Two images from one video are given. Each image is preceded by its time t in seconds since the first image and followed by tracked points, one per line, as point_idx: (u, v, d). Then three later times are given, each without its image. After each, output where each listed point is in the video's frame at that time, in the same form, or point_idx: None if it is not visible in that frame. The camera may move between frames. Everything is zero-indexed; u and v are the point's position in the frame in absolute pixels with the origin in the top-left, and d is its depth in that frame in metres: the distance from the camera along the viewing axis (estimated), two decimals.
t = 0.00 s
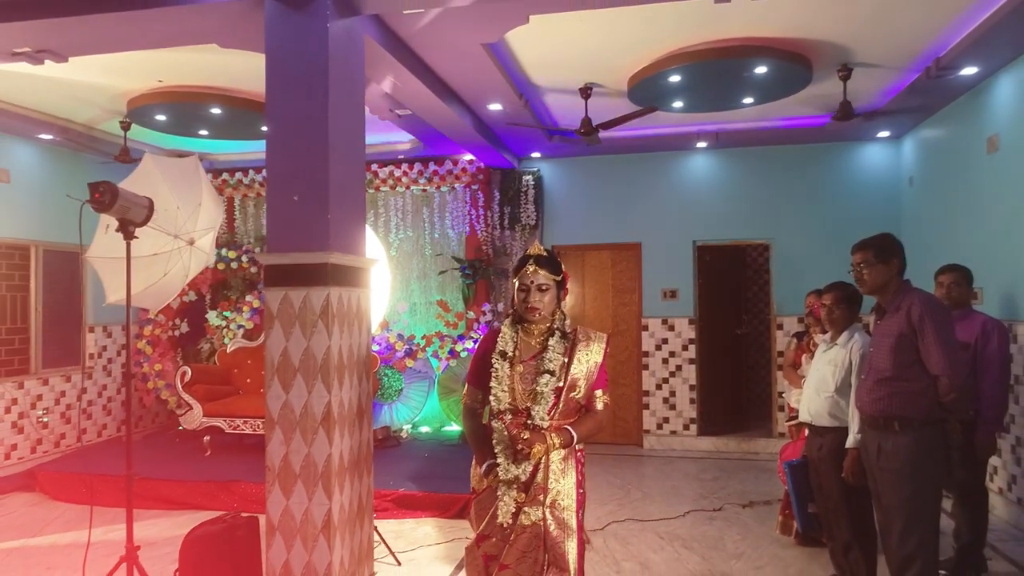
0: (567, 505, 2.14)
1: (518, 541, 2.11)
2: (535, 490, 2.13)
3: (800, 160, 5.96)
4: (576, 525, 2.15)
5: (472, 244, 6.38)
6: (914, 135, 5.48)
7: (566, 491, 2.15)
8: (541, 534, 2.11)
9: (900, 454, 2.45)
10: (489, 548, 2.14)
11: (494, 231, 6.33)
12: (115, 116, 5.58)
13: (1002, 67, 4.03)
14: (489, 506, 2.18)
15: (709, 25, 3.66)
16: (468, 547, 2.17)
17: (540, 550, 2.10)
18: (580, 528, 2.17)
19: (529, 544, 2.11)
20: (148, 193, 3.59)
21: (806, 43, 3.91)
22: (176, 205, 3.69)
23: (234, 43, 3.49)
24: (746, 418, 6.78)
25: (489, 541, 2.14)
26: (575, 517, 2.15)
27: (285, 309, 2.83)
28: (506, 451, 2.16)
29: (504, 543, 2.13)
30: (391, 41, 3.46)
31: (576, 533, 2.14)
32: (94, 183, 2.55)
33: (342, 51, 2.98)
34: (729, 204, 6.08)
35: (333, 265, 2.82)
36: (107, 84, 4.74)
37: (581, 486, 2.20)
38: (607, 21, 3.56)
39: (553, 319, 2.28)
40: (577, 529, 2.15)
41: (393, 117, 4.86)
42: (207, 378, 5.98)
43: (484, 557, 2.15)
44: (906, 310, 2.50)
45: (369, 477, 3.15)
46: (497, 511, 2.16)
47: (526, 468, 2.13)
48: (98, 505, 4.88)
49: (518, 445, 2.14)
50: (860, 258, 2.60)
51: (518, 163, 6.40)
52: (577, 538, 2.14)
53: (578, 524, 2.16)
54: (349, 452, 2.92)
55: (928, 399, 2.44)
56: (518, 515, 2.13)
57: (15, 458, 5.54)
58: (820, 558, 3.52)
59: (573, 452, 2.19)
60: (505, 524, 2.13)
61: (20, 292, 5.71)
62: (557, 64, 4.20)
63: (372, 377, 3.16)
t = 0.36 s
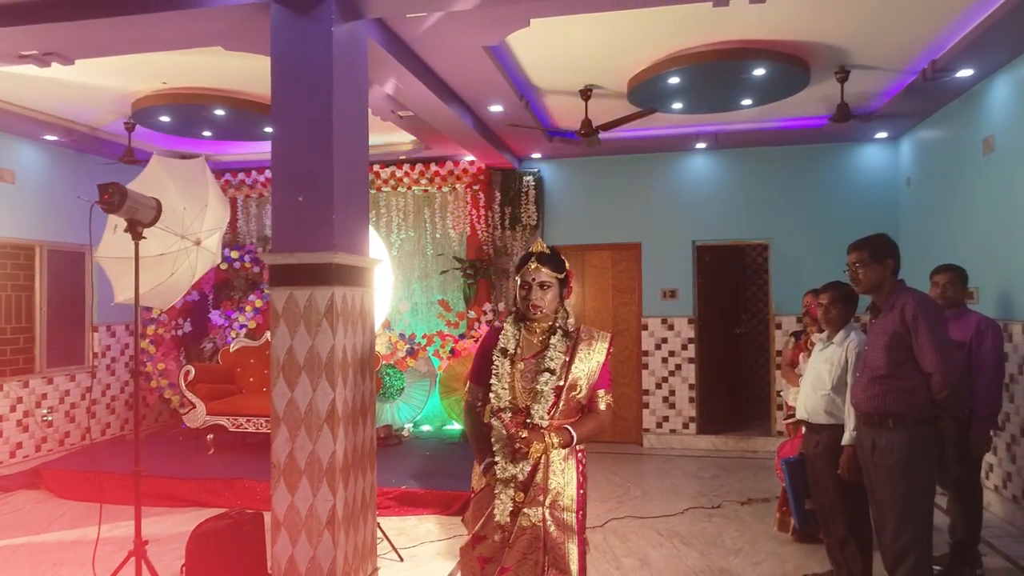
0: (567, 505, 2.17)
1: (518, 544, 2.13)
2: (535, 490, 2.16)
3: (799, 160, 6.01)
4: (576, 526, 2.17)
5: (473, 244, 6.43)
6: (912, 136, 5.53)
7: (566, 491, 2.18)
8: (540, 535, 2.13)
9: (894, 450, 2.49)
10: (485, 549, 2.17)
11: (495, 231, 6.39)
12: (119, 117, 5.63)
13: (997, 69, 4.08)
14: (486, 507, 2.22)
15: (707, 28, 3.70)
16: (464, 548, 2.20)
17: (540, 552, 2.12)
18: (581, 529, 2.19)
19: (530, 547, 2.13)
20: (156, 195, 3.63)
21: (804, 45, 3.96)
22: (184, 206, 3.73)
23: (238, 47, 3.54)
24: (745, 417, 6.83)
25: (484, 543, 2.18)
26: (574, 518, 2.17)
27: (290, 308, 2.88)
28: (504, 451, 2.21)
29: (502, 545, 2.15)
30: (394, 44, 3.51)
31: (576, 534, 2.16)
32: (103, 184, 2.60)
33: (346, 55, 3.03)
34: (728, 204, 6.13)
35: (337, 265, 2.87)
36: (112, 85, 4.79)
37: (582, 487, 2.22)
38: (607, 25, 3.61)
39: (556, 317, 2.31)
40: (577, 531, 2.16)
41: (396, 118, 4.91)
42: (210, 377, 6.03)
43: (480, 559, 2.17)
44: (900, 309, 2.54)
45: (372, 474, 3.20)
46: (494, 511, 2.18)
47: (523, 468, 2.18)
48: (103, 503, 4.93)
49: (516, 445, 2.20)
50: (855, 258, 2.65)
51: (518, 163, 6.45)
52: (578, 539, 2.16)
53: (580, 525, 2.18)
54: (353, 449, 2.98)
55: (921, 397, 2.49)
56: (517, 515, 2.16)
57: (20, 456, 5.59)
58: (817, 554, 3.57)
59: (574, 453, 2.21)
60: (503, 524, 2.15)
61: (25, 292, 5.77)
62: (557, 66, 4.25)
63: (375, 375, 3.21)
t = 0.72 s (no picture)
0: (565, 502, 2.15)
1: (515, 544, 2.11)
2: (531, 489, 2.14)
3: (796, 161, 6.07)
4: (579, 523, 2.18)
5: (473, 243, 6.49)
6: (907, 137, 5.58)
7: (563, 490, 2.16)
8: (537, 534, 2.11)
9: (884, 445, 2.56)
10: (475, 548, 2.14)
11: (495, 231, 6.45)
12: (123, 119, 5.69)
13: (990, 72, 4.15)
14: (481, 502, 2.22)
15: (703, 32, 3.77)
16: (451, 545, 2.18)
17: (539, 551, 2.10)
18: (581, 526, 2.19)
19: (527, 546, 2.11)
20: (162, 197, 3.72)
21: (799, 49, 4.02)
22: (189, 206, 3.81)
23: (242, 50, 3.60)
24: (743, 416, 6.88)
25: (475, 540, 2.15)
26: (572, 515, 2.15)
27: (294, 307, 2.94)
28: (501, 450, 2.20)
29: (498, 545, 2.13)
30: (395, 48, 3.57)
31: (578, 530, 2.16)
32: (112, 185, 2.65)
33: (350, 58, 3.09)
34: (726, 205, 6.19)
35: (340, 265, 2.93)
36: (117, 87, 4.85)
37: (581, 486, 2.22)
38: (604, 29, 3.67)
39: (552, 315, 2.31)
40: (579, 527, 2.17)
41: (397, 120, 4.97)
42: (214, 375, 6.10)
43: (468, 556, 2.15)
44: (890, 308, 2.60)
45: (374, 470, 3.26)
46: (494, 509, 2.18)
47: (521, 466, 2.17)
48: (109, 500, 5.00)
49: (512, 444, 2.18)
50: (847, 258, 2.71)
51: (518, 164, 6.51)
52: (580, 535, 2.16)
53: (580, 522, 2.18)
54: (356, 445, 3.04)
55: (911, 393, 2.55)
56: (514, 513, 2.15)
57: (26, 453, 5.65)
58: (811, 550, 3.63)
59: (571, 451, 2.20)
60: (502, 521, 2.15)
61: (30, 292, 5.83)
62: (556, 69, 4.31)
63: (378, 373, 3.27)
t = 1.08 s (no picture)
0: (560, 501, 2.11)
1: (509, 545, 2.05)
2: (526, 489, 2.10)
3: (794, 162, 6.11)
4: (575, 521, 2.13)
5: (473, 243, 6.53)
6: (903, 138, 5.63)
7: (559, 490, 2.11)
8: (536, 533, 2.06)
9: (877, 441, 2.60)
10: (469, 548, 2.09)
11: (494, 232, 6.49)
12: (125, 120, 5.74)
13: (983, 75, 4.19)
14: (477, 500, 2.19)
15: (700, 35, 3.81)
16: (443, 543, 2.15)
17: (534, 551, 2.04)
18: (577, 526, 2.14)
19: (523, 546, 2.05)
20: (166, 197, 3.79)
21: (795, 51, 4.06)
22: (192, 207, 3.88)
23: (245, 54, 3.64)
24: (741, 415, 6.93)
25: (468, 539, 2.11)
26: (567, 513, 2.10)
27: (297, 306, 2.99)
28: (496, 450, 2.16)
29: (492, 545, 2.08)
30: (396, 51, 3.61)
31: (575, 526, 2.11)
32: (118, 187, 2.70)
33: (351, 62, 3.14)
34: (724, 206, 6.23)
35: (342, 265, 2.98)
36: (120, 89, 4.89)
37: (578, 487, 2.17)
38: (603, 31, 3.71)
39: (546, 315, 2.27)
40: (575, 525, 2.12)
41: (397, 121, 5.01)
42: (215, 374, 6.14)
43: (459, 554, 2.11)
44: (882, 307, 2.64)
45: (375, 468, 3.30)
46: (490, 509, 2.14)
47: (515, 466, 2.12)
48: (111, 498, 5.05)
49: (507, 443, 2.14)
50: (840, 258, 2.75)
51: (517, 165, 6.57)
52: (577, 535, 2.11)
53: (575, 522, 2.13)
54: (358, 442, 3.09)
55: (902, 391, 2.60)
56: (510, 513, 2.11)
57: (29, 452, 5.70)
58: (807, 547, 3.68)
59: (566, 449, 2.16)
60: (498, 521, 2.11)
61: (33, 292, 5.88)
62: (555, 72, 4.36)
63: (378, 372, 3.31)
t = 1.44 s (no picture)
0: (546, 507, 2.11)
1: (495, 553, 2.04)
2: (511, 495, 2.10)
3: (791, 164, 6.19)
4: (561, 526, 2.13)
5: (473, 244, 6.60)
6: (898, 140, 5.70)
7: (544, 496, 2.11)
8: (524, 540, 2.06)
9: (866, 438, 2.68)
10: (457, 558, 2.10)
11: (495, 232, 6.57)
12: (131, 122, 5.81)
13: (975, 78, 4.26)
14: (463, 511, 2.17)
15: (696, 40, 3.89)
16: (435, 555, 2.15)
17: (520, 558, 2.04)
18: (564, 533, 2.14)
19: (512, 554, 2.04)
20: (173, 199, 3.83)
21: (789, 56, 4.14)
22: (199, 212, 3.94)
23: (250, 59, 3.72)
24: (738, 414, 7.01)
25: (457, 550, 2.12)
26: (553, 518, 2.10)
27: (302, 306, 3.07)
28: (480, 458, 2.14)
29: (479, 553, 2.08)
30: (398, 56, 3.69)
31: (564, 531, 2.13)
32: (129, 191, 2.78)
33: (355, 67, 3.21)
34: (722, 207, 6.31)
35: (346, 266, 3.05)
36: (126, 93, 4.97)
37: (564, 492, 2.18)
38: (600, 37, 3.78)
39: (527, 320, 2.28)
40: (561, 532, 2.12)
41: (399, 124, 5.08)
42: (219, 373, 6.22)
43: (450, 565, 2.12)
44: (870, 308, 2.72)
45: (378, 464, 3.38)
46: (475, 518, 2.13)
47: (499, 474, 2.11)
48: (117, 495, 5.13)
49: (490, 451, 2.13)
50: (830, 260, 2.83)
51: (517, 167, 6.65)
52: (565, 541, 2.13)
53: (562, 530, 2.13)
54: (362, 438, 3.18)
55: (890, 389, 2.67)
56: (495, 523, 2.10)
57: (36, 450, 5.79)
58: (801, 542, 3.75)
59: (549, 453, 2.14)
60: (484, 531, 2.09)
61: (40, 292, 5.96)
62: (554, 76, 4.43)
63: (381, 370, 3.39)
